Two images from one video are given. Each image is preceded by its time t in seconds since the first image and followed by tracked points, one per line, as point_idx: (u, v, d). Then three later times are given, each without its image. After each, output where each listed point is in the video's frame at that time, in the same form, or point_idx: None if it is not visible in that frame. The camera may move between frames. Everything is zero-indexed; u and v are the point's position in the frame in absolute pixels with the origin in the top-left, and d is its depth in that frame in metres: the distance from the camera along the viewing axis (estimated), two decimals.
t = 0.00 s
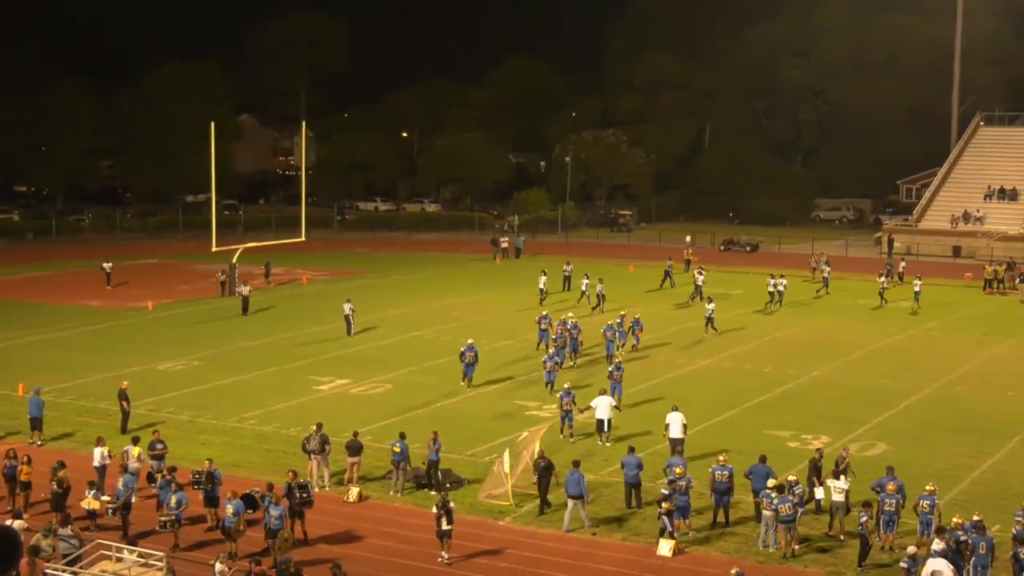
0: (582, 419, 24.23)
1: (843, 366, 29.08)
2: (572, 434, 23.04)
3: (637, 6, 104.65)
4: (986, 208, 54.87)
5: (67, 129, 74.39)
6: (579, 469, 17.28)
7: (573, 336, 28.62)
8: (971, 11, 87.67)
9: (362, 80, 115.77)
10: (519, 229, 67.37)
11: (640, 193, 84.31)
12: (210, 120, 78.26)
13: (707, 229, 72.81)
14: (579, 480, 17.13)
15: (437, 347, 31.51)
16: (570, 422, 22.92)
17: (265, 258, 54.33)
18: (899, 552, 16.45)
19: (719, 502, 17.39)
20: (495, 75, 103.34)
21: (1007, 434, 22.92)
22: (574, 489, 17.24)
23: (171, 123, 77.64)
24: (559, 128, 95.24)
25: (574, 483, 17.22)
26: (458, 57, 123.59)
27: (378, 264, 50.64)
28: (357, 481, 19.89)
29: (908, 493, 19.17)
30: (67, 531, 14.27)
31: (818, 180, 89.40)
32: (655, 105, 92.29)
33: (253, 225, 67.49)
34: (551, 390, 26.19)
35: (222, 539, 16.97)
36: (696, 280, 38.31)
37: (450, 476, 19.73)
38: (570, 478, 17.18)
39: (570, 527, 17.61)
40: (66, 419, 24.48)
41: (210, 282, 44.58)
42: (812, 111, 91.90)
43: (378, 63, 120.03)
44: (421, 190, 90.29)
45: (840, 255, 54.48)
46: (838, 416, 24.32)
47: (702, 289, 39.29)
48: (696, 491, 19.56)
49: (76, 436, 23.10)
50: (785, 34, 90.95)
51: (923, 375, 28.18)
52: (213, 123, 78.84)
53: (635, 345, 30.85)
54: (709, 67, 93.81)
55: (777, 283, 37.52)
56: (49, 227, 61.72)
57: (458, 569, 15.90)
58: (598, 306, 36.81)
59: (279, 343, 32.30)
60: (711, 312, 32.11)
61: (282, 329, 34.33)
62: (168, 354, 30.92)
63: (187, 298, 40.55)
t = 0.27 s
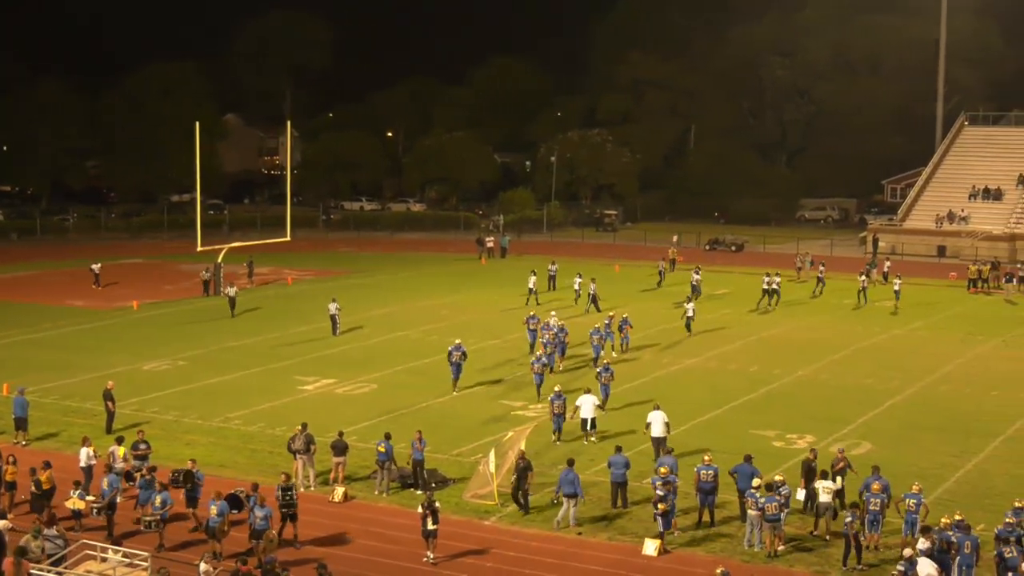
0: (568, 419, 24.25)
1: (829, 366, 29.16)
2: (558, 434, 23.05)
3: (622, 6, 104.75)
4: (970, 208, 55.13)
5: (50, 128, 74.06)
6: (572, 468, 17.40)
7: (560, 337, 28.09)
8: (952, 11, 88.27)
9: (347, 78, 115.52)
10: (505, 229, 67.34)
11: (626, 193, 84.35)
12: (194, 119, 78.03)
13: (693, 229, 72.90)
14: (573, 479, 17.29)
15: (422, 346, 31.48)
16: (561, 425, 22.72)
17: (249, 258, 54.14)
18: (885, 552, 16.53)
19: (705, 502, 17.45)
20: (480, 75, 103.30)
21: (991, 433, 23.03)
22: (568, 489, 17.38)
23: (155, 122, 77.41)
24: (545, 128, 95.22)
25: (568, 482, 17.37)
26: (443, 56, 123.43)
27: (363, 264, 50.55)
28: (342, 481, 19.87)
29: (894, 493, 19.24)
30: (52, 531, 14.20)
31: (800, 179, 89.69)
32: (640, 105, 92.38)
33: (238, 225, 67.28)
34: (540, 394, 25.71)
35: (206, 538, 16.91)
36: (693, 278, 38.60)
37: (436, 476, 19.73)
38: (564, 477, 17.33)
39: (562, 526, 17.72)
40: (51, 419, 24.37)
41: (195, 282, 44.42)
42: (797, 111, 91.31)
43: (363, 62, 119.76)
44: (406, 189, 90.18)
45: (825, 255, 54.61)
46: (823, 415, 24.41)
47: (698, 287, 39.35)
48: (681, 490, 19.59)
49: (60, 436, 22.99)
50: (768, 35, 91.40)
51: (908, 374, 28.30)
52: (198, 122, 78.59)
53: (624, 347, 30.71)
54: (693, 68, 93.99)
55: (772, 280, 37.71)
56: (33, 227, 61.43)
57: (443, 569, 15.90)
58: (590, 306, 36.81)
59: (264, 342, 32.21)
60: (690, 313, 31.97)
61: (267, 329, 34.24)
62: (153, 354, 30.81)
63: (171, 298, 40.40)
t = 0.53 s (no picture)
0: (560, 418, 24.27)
1: (820, 366, 29.21)
2: (550, 435, 23.04)
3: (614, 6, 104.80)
4: (962, 208, 55.25)
5: (41, 127, 73.93)
6: (570, 467, 17.50)
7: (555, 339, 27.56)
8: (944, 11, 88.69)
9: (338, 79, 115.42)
10: (497, 229, 67.32)
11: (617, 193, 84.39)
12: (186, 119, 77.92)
13: (685, 229, 72.95)
14: (571, 478, 17.39)
15: (414, 347, 31.47)
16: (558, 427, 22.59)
17: (241, 258, 54.07)
18: (877, 551, 16.56)
19: (697, 502, 17.44)
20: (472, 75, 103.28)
21: (983, 433, 23.11)
22: (566, 488, 17.46)
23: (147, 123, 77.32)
24: (536, 128, 95.24)
25: (566, 481, 17.45)
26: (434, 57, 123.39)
27: (355, 264, 50.51)
28: (334, 481, 19.86)
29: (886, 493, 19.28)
30: (44, 531, 14.09)
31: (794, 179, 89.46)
32: (631, 105, 92.47)
33: (230, 225, 67.22)
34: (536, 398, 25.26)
35: (197, 539, 16.89)
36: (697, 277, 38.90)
37: (427, 476, 19.72)
38: (563, 477, 17.43)
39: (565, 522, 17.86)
40: (42, 419, 24.32)
41: (187, 282, 44.36)
42: (788, 109, 92.10)
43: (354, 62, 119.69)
44: (398, 189, 90.16)
45: (817, 255, 54.68)
46: (814, 415, 24.44)
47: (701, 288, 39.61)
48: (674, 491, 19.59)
49: (52, 436, 22.94)
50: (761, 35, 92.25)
51: (899, 374, 28.34)
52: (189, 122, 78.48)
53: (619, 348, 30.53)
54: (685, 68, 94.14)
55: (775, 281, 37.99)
56: (24, 227, 61.31)
57: (435, 569, 15.90)
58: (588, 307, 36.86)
59: (256, 343, 32.17)
60: (677, 313, 32.02)
61: (258, 329, 34.20)
62: (145, 354, 30.77)
63: (163, 298, 40.33)
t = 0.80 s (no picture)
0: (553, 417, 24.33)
1: (814, 365, 29.26)
2: (545, 434, 23.05)
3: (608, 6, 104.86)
4: (956, 208, 55.33)
5: (35, 128, 73.81)
6: (568, 465, 17.59)
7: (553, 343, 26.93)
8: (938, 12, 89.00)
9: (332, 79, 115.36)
10: (491, 229, 67.31)
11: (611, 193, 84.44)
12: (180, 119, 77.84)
13: (679, 229, 72.96)
14: (570, 477, 17.44)
15: (408, 347, 31.48)
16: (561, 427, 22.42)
17: (235, 258, 54.04)
18: (871, 551, 16.60)
19: (691, 501, 17.46)
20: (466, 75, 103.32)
21: (976, 432, 23.16)
22: (565, 487, 17.54)
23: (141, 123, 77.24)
24: (531, 128, 95.28)
25: (564, 480, 17.55)
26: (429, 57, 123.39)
27: (350, 264, 50.49)
28: (328, 481, 19.85)
29: (880, 492, 19.32)
30: (37, 533, 14.07)
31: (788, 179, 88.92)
32: (625, 105, 92.52)
33: (224, 225, 67.17)
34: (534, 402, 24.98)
35: (189, 539, 16.89)
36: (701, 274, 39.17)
37: (421, 476, 19.72)
38: (561, 476, 17.47)
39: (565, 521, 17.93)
40: (36, 419, 24.29)
41: (181, 282, 44.32)
42: (782, 109, 91.90)
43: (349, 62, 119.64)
44: (392, 189, 90.17)
45: (811, 254, 54.75)
46: (808, 415, 24.47)
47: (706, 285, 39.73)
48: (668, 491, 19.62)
49: (46, 436, 22.91)
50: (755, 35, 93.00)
51: (894, 374, 28.37)
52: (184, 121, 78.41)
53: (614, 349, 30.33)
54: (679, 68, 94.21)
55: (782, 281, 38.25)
56: (18, 227, 61.22)
57: (429, 569, 15.90)
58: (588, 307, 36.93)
59: (251, 343, 32.14)
60: (664, 313, 32.00)
61: (253, 329, 34.18)
62: (139, 354, 30.74)
63: (157, 298, 40.29)
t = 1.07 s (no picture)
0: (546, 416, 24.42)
1: (807, 365, 29.29)
2: (538, 434, 23.05)
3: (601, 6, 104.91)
4: (948, 208, 55.42)
5: (27, 127, 73.65)
6: (566, 463, 17.70)
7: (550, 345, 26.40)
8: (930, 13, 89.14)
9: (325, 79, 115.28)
10: (484, 229, 67.29)
11: (605, 193, 84.44)
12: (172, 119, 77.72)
13: (673, 229, 72.97)
14: (567, 474, 17.58)
15: (401, 347, 31.47)
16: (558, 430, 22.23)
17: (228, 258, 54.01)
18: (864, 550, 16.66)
19: (684, 501, 17.48)
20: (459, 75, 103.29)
21: (968, 432, 23.20)
22: (562, 484, 17.68)
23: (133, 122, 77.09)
24: (523, 128, 95.31)
25: (561, 477, 17.66)
26: (422, 57, 123.40)
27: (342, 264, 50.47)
28: (321, 481, 19.84)
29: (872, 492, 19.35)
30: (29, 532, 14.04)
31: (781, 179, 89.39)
32: (618, 105, 92.60)
33: (217, 225, 67.09)
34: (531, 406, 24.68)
35: (180, 539, 16.86)
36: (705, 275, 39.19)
37: (414, 476, 19.72)
38: (558, 473, 17.60)
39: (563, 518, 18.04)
40: (28, 419, 24.25)
41: (174, 282, 44.26)
42: (775, 109, 92.45)
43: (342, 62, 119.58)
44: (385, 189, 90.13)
45: (803, 254, 54.81)
46: (801, 414, 24.53)
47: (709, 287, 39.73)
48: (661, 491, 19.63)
49: (38, 436, 22.87)
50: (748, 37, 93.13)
51: (886, 374, 28.41)
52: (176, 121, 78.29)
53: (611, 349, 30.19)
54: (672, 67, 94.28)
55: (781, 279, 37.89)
56: (10, 227, 61.10)
57: (422, 569, 15.90)
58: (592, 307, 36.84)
59: (243, 343, 32.13)
60: (651, 314, 31.89)
61: (245, 329, 34.14)
62: (131, 354, 30.69)
63: (150, 298, 40.23)
